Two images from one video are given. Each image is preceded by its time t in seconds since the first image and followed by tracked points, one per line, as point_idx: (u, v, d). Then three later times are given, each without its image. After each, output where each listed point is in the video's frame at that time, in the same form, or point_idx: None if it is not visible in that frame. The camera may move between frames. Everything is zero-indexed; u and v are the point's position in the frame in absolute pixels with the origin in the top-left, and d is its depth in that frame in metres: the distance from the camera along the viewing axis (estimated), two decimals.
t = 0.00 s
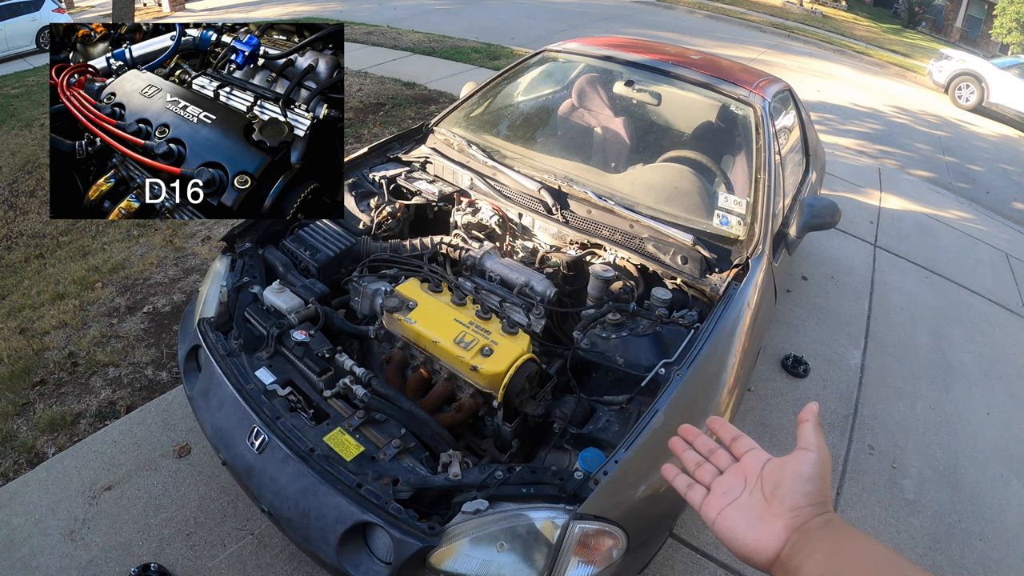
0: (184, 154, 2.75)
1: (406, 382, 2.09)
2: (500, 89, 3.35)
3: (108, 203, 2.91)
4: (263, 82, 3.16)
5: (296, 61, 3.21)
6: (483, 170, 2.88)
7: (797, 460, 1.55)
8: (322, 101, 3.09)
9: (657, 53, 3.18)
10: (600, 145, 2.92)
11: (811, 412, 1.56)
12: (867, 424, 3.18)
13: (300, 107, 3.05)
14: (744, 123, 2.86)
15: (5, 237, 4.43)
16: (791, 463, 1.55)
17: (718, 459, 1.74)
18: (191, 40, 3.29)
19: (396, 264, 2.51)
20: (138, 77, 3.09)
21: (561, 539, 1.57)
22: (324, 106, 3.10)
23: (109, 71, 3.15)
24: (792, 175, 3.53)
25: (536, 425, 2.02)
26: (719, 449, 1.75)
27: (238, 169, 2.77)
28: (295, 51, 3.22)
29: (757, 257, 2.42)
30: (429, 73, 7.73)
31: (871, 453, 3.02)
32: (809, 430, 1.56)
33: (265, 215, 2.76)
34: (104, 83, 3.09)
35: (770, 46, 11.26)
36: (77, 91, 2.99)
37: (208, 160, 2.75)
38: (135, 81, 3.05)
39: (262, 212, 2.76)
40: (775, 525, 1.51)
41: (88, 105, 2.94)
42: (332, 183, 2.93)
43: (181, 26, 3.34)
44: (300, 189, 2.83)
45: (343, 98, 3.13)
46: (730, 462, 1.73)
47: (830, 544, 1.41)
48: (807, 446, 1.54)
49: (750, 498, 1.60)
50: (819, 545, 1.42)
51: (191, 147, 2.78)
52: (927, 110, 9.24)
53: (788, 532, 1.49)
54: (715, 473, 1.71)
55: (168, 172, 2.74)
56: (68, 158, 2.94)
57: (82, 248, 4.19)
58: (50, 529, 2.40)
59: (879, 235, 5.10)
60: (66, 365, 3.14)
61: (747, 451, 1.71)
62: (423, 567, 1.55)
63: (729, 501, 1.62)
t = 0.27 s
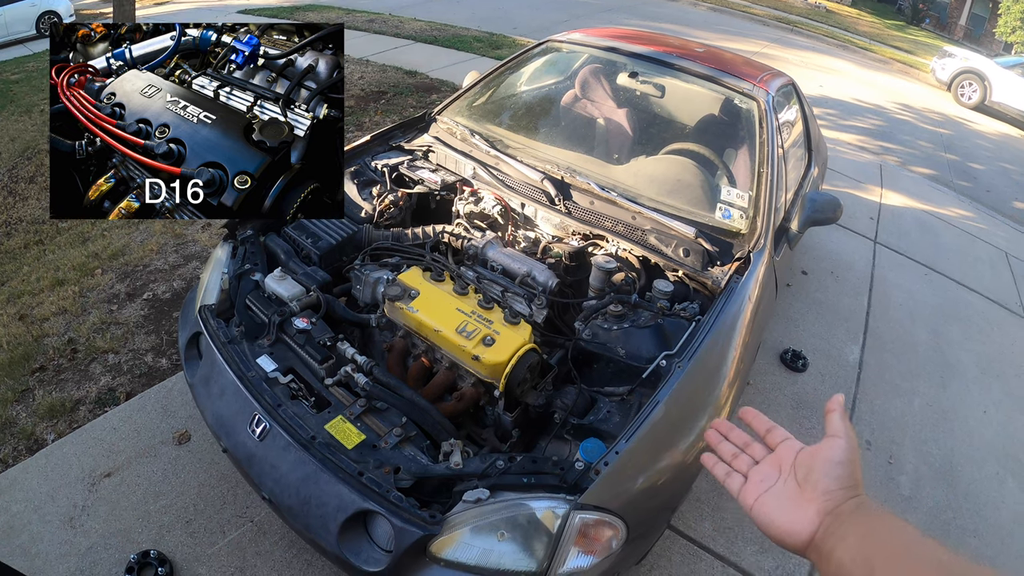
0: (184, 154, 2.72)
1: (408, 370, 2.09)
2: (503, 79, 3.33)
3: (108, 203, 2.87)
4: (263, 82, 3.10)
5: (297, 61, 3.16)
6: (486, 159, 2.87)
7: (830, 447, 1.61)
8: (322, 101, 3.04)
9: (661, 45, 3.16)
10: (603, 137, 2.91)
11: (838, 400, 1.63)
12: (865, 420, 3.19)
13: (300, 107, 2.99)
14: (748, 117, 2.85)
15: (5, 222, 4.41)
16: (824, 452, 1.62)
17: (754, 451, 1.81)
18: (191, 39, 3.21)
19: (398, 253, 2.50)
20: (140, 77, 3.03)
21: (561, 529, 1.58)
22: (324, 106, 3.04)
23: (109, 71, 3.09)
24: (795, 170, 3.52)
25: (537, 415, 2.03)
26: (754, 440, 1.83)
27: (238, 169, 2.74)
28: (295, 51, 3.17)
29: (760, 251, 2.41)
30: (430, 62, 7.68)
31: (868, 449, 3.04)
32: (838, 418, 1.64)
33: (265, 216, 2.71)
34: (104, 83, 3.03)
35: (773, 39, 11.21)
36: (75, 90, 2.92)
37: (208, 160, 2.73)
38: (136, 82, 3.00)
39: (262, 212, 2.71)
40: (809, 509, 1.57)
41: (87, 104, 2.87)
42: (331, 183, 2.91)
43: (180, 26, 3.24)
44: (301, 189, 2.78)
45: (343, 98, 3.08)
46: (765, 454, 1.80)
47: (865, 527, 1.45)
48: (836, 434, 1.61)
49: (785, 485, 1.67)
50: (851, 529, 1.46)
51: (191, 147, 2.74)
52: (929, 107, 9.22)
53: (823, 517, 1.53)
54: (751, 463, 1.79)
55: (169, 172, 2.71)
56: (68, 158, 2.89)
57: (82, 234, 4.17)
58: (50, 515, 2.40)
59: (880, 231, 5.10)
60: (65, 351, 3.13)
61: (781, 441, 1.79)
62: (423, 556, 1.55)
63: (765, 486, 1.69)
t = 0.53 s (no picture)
0: (184, 154, 2.69)
1: (410, 370, 2.09)
2: (506, 78, 3.33)
3: (109, 203, 2.87)
4: (263, 82, 3.09)
5: (296, 61, 3.15)
6: (489, 159, 2.88)
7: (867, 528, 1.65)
8: (322, 101, 3.03)
9: (664, 45, 3.16)
10: (605, 137, 2.90)
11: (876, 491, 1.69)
12: (866, 422, 3.19)
13: (301, 107, 2.98)
14: (751, 118, 2.85)
15: (7, 219, 4.41)
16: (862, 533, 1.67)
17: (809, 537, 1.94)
18: (191, 40, 3.20)
19: (401, 252, 2.50)
20: (139, 78, 3.02)
21: (564, 531, 1.58)
22: (324, 106, 3.03)
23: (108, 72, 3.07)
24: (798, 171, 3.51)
25: (539, 415, 2.03)
26: (809, 526, 1.95)
27: (238, 169, 2.71)
28: (295, 51, 3.16)
29: (763, 252, 2.41)
30: (432, 61, 7.68)
31: (869, 450, 3.03)
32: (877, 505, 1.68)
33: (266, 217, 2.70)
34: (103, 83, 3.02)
35: (776, 40, 11.19)
36: (75, 90, 2.91)
37: (208, 160, 2.70)
38: (136, 81, 2.99)
39: (262, 212, 2.70)
40: None
41: (86, 104, 2.86)
42: (331, 184, 2.91)
43: (181, 26, 3.24)
44: (301, 189, 2.78)
45: (343, 98, 3.08)
46: (821, 539, 1.92)
47: None
48: (874, 517, 1.65)
49: (831, 566, 1.78)
50: None
51: (191, 147, 2.71)
52: (932, 108, 9.20)
53: None
54: (807, 546, 1.92)
55: (169, 172, 2.69)
56: (68, 158, 2.88)
57: (84, 231, 4.17)
58: (51, 513, 2.40)
59: (882, 233, 5.09)
60: (67, 348, 3.13)
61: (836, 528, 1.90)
62: (424, 556, 1.55)
63: (813, 565, 1.85)
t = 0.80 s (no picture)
0: (184, 155, 2.72)
1: (413, 372, 2.09)
2: (506, 81, 3.33)
3: (108, 203, 2.88)
4: (263, 82, 3.10)
5: (296, 62, 3.15)
6: (491, 161, 2.87)
7: None
8: (322, 101, 3.04)
9: (664, 46, 3.16)
10: (607, 139, 2.90)
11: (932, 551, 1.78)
12: (869, 422, 3.18)
13: (301, 107, 2.99)
14: (752, 119, 2.85)
15: (8, 223, 4.41)
16: None
17: None
18: (191, 40, 3.21)
19: (403, 254, 2.51)
20: (139, 78, 3.03)
21: (568, 531, 1.58)
22: (324, 106, 3.04)
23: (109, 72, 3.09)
24: (799, 171, 3.51)
25: (543, 417, 2.03)
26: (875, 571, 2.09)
27: (238, 169, 2.74)
28: (295, 51, 3.16)
29: (765, 252, 2.41)
30: (432, 64, 7.69)
31: (872, 450, 3.02)
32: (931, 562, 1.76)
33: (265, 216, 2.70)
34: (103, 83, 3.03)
35: (776, 41, 11.21)
36: (75, 90, 2.92)
37: (208, 160, 2.73)
38: (136, 81, 3.00)
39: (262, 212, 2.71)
40: None
41: (87, 103, 2.87)
42: (331, 183, 2.91)
43: (181, 26, 3.23)
44: (300, 189, 2.78)
45: (343, 98, 3.08)
46: None
47: None
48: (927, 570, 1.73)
49: None
50: None
51: (191, 147, 2.75)
52: (932, 108, 9.21)
53: None
54: None
55: (168, 172, 2.72)
56: (68, 158, 2.89)
57: (85, 235, 4.17)
58: (53, 517, 2.40)
59: (883, 233, 5.09)
60: (68, 352, 3.13)
61: None
62: (428, 558, 1.55)
63: None
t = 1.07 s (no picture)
0: (184, 154, 2.73)
1: (410, 382, 2.11)
2: (504, 90, 3.35)
3: (109, 202, 2.92)
4: (263, 82, 3.12)
5: (296, 61, 3.17)
6: (488, 171, 2.89)
7: None
8: (322, 101, 3.03)
9: (660, 55, 3.19)
10: (604, 147, 2.92)
11: None
12: (867, 428, 3.19)
13: (301, 107, 3.00)
14: (748, 127, 2.87)
15: (9, 231, 4.43)
16: None
17: None
18: (191, 40, 3.23)
19: (401, 264, 2.53)
20: (139, 78, 3.06)
21: (564, 540, 1.59)
22: (324, 106, 3.03)
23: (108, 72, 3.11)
24: (795, 178, 3.54)
25: (540, 426, 2.03)
26: None
27: (238, 169, 2.75)
28: (295, 51, 3.18)
29: (760, 260, 2.43)
30: (432, 71, 7.73)
31: (870, 456, 3.03)
32: None
33: (265, 216, 2.75)
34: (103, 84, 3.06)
35: (773, 46, 11.26)
36: (75, 90, 2.95)
37: (208, 160, 2.74)
38: (136, 82, 3.03)
39: (262, 212, 2.75)
40: None
41: (87, 104, 2.89)
42: (331, 184, 2.94)
43: (181, 26, 3.26)
44: (300, 190, 2.81)
45: (343, 98, 3.08)
46: None
47: None
48: None
49: None
50: None
51: (191, 147, 2.76)
52: (930, 112, 9.24)
53: None
54: None
55: (168, 172, 2.73)
56: (68, 158, 2.90)
57: (85, 243, 4.19)
58: (53, 525, 2.41)
59: (881, 238, 5.11)
60: (68, 361, 3.15)
61: None
62: (426, 567, 1.56)
63: None
